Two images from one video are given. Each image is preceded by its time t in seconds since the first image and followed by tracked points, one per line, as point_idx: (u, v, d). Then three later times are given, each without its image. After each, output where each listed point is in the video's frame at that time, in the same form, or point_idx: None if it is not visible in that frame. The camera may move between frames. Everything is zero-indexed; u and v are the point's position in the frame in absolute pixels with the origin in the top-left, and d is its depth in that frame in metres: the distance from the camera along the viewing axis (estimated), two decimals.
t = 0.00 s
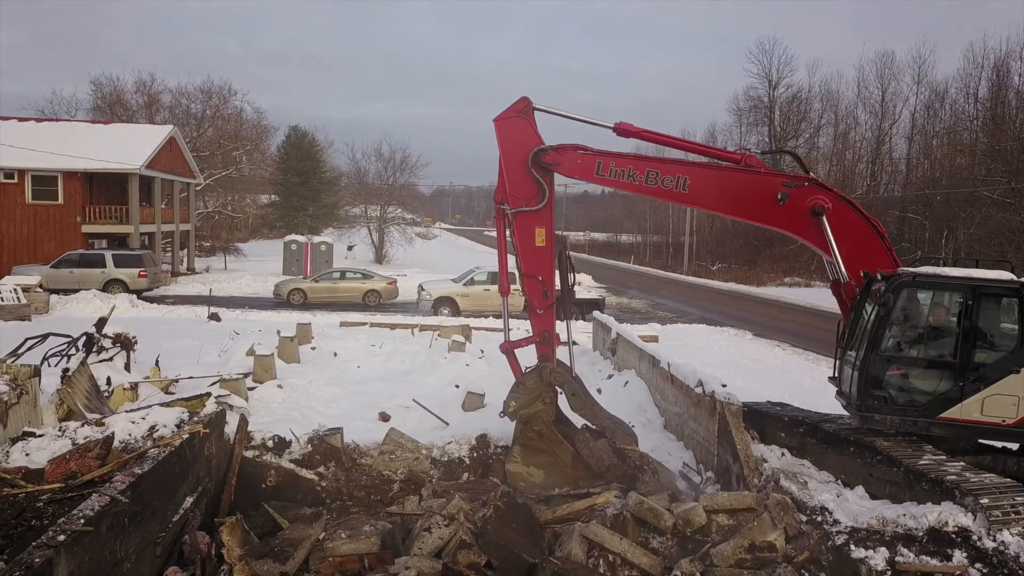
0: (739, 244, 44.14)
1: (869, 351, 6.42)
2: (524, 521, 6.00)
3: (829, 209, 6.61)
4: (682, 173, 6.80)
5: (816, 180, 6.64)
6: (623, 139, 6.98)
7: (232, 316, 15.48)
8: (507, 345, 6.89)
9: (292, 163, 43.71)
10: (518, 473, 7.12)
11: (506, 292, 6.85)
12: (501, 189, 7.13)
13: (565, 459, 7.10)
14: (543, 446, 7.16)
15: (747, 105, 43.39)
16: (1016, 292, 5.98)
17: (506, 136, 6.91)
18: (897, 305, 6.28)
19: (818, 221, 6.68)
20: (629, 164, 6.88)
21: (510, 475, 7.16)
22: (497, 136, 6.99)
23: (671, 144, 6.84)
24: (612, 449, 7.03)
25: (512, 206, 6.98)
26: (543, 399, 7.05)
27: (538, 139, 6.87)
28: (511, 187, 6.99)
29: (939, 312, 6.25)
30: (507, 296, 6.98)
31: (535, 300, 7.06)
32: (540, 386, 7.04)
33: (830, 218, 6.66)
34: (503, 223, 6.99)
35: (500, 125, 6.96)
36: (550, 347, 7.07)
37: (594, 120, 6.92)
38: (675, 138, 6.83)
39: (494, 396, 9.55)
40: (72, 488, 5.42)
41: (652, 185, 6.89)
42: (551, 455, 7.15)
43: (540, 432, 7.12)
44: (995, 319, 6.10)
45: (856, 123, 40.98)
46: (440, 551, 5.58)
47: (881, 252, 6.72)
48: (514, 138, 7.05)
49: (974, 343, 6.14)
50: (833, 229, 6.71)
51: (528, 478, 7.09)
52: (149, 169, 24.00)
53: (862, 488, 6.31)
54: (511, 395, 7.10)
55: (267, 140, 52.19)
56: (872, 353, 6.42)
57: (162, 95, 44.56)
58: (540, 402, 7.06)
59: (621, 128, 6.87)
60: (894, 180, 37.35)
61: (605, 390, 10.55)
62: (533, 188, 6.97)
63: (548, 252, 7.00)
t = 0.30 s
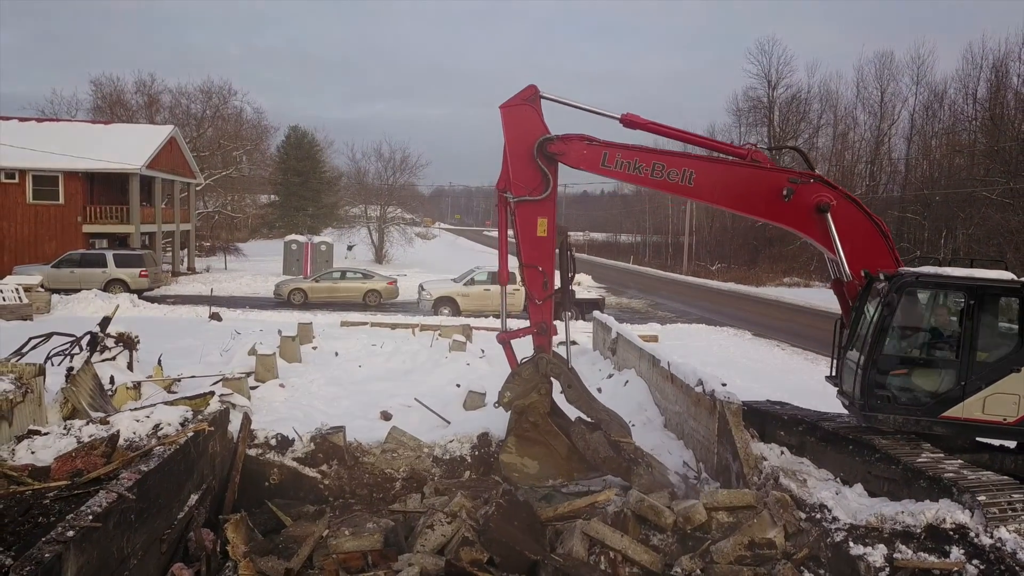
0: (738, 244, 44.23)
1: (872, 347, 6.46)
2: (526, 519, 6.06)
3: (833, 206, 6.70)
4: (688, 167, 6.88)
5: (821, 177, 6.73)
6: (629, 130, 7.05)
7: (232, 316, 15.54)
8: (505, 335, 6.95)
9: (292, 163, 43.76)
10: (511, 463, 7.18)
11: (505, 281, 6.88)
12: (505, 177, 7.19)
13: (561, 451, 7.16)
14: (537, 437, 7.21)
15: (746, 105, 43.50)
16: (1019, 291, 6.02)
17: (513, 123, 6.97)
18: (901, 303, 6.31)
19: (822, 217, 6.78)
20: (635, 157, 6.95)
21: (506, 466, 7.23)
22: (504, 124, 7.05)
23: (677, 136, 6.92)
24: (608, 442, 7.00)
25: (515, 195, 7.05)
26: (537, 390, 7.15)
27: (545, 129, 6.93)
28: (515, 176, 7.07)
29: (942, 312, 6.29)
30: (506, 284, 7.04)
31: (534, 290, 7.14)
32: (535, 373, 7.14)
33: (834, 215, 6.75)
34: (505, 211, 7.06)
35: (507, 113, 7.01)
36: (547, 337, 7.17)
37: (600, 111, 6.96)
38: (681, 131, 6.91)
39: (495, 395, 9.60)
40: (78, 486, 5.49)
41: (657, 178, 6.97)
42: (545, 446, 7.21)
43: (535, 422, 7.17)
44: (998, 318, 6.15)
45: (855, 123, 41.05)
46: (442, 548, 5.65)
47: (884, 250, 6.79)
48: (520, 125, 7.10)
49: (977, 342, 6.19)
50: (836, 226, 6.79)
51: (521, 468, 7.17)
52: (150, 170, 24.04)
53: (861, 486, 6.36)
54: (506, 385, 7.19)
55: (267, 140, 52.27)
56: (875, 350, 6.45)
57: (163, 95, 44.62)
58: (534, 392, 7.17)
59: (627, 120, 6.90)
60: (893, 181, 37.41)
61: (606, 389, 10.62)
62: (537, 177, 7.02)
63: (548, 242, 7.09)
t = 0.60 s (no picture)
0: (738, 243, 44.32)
1: (877, 341, 6.50)
2: (528, 513, 6.14)
3: (840, 201, 6.83)
4: (699, 155, 6.90)
5: (828, 172, 6.87)
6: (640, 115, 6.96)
7: (234, 314, 15.61)
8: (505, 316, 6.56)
9: (292, 162, 43.78)
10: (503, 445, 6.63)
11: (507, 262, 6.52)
12: (510, 157, 6.95)
13: (556, 434, 6.70)
14: (531, 419, 6.70)
15: (745, 105, 43.55)
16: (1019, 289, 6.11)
17: (524, 102, 6.80)
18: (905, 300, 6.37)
19: (828, 213, 6.90)
20: (646, 143, 6.92)
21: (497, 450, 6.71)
22: (514, 102, 6.85)
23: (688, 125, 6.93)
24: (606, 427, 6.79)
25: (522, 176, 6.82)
26: (533, 372, 6.77)
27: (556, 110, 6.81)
28: (523, 156, 6.84)
29: (944, 309, 6.36)
30: (506, 266, 6.84)
31: (536, 274, 6.88)
32: (531, 355, 6.80)
33: (840, 209, 6.88)
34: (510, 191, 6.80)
35: (518, 91, 6.83)
36: (546, 322, 6.86)
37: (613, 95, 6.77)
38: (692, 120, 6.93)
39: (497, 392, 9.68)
40: (87, 481, 5.62)
41: (667, 166, 6.97)
42: (539, 429, 6.71)
43: (531, 403, 6.70)
44: (996, 316, 6.25)
45: (854, 122, 41.09)
46: (446, 541, 5.73)
47: (887, 246, 6.94)
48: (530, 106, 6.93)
49: (978, 340, 6.27)
50: (841, 220, 6.92)
51: (514, 451, 6.65)
52: (151, 169, 24.05)
53: (858, 480, 6.45)
54: (500, 368, 6.82)
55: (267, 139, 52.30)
56: (881, 345, 6.49)
57: (163, 95, 44.67)
58: (529, 375, 6.78)
59: (640, 105, 6.80)
60: (892, 180, 37.49)
61: (605, 387, 10.71)
62: (545, 159, 6.86)
63: (553, 225, 6.86)
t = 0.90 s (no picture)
0: (737, 232, 44.39)
1: (883, 326, 6.58)
2: (530, 497, 6.27)
3: (850, 185, 6.91)
4: (712, 133, 6.93)
5: (839, 156, 6.94)
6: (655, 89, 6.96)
7: (237, 303, 15.70)
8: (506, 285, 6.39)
9: (291, 151, 43.74)
10: (499, 414, 6.45)
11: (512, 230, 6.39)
12: (522, 123, 6.84)
13: (553, 406, 6.56)
14: (529, 390, 6.53)
15: (745, 94, 43.51)
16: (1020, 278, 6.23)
17: (540, 68, 6.72)
18: (909, 288, 6.47)
19: (837, 196, 6.96)
20: (661, 117, 6.93)
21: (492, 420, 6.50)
22: (529, 68, 6.74)
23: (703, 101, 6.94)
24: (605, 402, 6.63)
25: (533, 142, 6.72)
26: (533, 342, 6.52)
27: (571, 78, 6.74)
28: (535, 122, 6.74)
29: (945, 298, 6.47)
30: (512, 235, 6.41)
31: (541, 243, 6.84)
32: (531, 326, 6.55)
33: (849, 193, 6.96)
34: (520, 157, 6.72)
35: (534, 56, 6.75)
36: (548, 293, 6.69)
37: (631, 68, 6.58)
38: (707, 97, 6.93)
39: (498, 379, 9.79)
40: (99, 464, 5.79)
41: (680, 141, 6.97)
42: (536, 400, 6.55)
43: (530, 374, 6.51)
44: (997, 304, 6.36)
45: (853, 112, 41.07)
46: (450, 524, 5.85)
47: (892, 234, 7.06)
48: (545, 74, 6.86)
49: (979, 328, 6.38)
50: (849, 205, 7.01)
51: (510, 420, 6.48)
52: (152, 158, 24.06)
53: (854, 465, 6.58)
54: (499, 336, 6.56)
55: (266, 128, 52.23)
56: (885, 330, 6.59)
57: (162, 84, 44.62)
58: (528, 345, 6.53)
59: (656, 78, 6.80)
60: (892, 170, 37.51)
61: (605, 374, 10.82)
62: (558, 127, 6.80)
63: (561, 195, 6.79)
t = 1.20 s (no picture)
0: (737, 218, 44.44)
1: (890, 308, 6.64)
2: (533, 476, 6.42)
3: (859, 168, 6.97)
4: (727, 107, 6.85)
5: (851, 138, 6.98)
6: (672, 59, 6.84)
7: (240, 288, 15.81)
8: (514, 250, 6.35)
9: (291, 136, 43.66)
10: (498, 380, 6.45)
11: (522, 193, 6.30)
12: (537, 85, 6.74)
13: (552, 373, 6.55)
14: (529, 357, 6.53)
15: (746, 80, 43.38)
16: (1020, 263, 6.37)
17: (559, 30, 6.59)
18: (916, 274, 6.54)
19: (846, 178, 7.03)
20: (677, 87, 6.81)
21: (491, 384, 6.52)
22: (548, 30, 6.63)
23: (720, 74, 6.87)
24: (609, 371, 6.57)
25: (546, 107, 6.66)
26: (535, 310, 6.48)
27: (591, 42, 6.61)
28: (551, 85, 6.65)
29: (948, 284, 6.57)
30: (518, 200, 6.38)
31: (549, 209, 6.75)
32: (534, 294, 6.49)
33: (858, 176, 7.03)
34: (532, 120, 6.64)
35: (554, 18, 6.60)
36: (553, 259, 6.69)
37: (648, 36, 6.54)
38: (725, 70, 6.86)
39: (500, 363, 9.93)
40: (112, 444, 5.97)
41: (695, 113, 6.88)
42: (535, 366, 6.54)
43: (531, 342, 6.50)
44: (998, 289, 6.50)
45: (854, 98, 40.98)
46: (455, 502, 6.00)
47: (898, 218, 7.17)
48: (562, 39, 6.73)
49: (981, 312, 6.51)
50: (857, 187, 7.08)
51: (509, 386, 6.49)
52: (152, 143, 24.05)
53: (850, 445, 6.73)
54: (501, 301, 6.49)
55: (266, 114, 52.09)
56: (892, 313, 6.65)
57: (161, 69, 44.49)
58: (529, 312, 6.50)
59: (673, 48, 6.69)
60: (891, 155, 37.51)
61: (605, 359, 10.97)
62: (573, 92, 6.68)
63: (572, 161, 6.71)
